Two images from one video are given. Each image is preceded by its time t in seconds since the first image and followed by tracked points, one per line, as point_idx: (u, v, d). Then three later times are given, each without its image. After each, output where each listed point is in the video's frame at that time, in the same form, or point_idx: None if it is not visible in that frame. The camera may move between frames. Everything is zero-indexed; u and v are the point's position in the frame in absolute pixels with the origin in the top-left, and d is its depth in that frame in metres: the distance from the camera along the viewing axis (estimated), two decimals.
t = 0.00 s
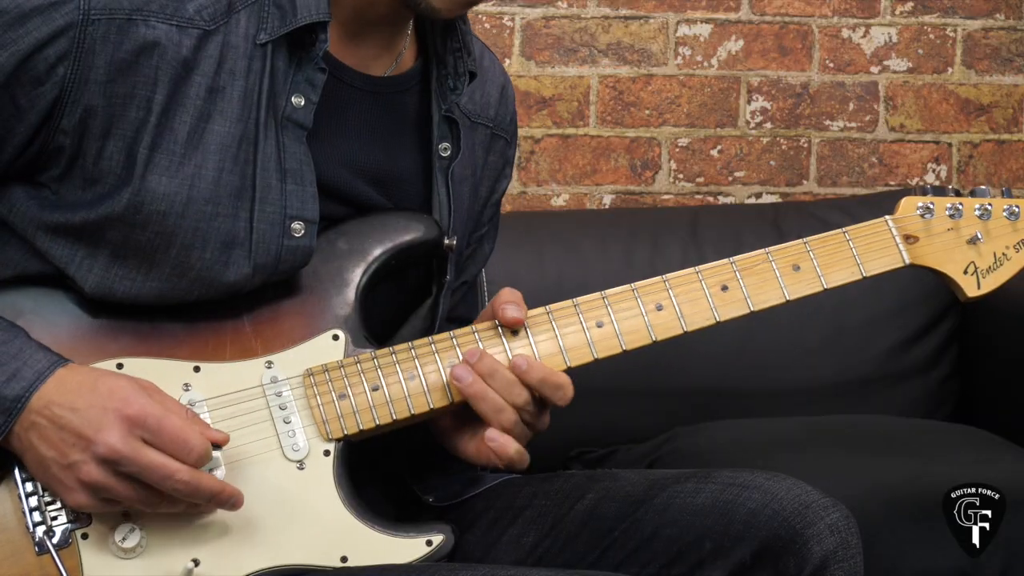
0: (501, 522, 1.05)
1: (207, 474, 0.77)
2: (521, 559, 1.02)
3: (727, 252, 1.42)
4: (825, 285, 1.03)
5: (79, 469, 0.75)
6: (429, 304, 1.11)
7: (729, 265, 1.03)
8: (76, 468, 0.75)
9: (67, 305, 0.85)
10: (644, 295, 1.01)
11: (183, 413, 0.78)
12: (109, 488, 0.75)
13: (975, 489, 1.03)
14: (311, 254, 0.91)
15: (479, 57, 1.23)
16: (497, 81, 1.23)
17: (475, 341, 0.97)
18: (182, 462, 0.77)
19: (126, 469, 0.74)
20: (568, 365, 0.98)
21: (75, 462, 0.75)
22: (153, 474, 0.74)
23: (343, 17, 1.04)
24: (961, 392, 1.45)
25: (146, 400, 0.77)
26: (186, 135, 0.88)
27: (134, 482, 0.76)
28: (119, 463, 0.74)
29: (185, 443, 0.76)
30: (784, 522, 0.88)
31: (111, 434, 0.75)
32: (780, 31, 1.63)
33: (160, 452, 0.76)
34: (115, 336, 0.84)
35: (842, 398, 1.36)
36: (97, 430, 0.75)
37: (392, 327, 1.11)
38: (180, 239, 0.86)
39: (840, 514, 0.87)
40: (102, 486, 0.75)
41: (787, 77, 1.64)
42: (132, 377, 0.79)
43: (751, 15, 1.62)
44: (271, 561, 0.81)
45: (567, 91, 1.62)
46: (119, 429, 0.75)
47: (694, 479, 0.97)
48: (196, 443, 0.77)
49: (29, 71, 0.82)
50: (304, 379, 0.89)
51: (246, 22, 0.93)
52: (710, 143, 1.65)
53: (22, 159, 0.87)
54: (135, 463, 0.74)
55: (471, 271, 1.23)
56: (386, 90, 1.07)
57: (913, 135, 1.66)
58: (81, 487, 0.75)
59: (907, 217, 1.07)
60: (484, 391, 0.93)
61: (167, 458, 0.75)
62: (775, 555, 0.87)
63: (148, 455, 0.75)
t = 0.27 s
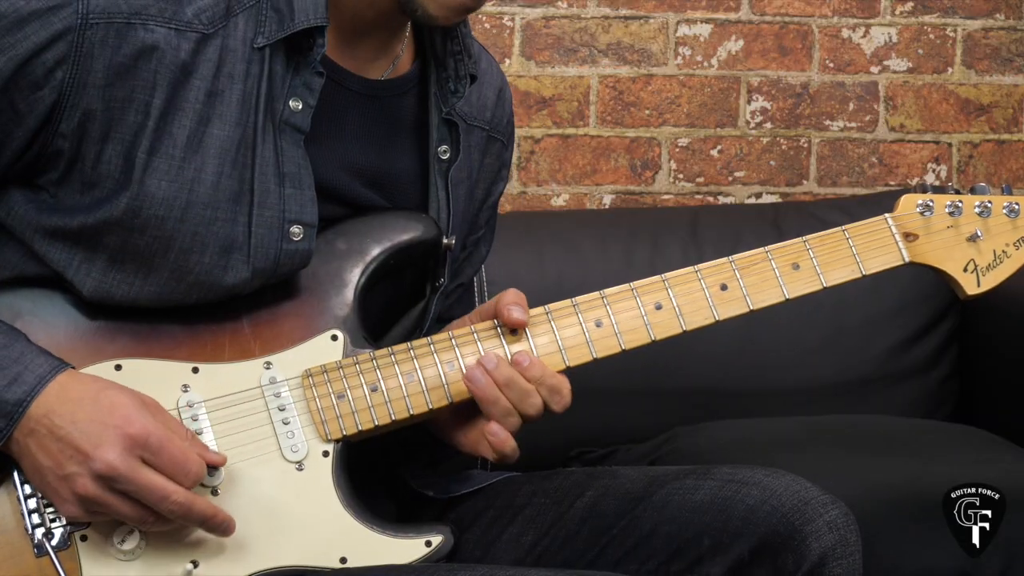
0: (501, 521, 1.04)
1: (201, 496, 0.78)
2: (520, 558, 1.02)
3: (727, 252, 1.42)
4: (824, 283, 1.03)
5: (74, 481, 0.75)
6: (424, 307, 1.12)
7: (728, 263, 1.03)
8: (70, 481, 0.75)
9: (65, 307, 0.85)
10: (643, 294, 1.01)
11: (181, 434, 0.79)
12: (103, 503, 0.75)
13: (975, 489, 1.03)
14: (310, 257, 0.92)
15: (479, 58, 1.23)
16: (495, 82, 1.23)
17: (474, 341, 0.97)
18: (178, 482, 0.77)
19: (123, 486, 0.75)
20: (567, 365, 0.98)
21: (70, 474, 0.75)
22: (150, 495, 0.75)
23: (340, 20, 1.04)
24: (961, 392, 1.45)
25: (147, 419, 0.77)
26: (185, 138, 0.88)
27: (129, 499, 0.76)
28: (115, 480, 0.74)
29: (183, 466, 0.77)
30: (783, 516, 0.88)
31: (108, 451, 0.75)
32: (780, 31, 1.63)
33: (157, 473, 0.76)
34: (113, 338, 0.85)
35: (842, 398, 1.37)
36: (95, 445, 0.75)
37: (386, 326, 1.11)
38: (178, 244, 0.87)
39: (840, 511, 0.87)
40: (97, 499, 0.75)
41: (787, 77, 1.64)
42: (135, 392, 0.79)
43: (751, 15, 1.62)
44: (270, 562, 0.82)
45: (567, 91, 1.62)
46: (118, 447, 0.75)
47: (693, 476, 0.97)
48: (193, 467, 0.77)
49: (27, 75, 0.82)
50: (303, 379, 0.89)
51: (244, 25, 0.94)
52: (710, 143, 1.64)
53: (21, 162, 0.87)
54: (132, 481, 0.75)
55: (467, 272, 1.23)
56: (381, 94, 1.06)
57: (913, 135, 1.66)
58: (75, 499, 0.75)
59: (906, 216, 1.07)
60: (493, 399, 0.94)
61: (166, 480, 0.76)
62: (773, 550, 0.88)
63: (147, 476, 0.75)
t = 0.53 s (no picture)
0: (501, 523, 1.05)
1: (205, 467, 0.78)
2: (520, 559, 1.02)
3: (727, 252, 1.42)
4: (823, 282, 1.03)
5: (76, 473, 0.75)
6: (427, 310, 1.11)
7: (726, 263, 1.03)
8: (71, 474, 0.75)
9: (64, 308, 0.85)
10: (641, 294, 1.01)
11: (174, 406, 0.79)
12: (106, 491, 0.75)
13: (975, 489, 1.03)
14: (308, 257, 0.92)
15: (474, 60, 1.23)
16: (492, 84, 1.23)
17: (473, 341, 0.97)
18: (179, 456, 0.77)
19: (124, 470, 0.75)
20: (566, 364, 0.98)
21: (70, 467, 0.75)
22: (152, 471, 0.75)
23: (337, 18, 1.04)
24: (961, 392, 1.45)
25: (136, 399, 0.77)
26: (181, 140, 0.88)
27: (132, 483, 0.76)
28: (116, 466, 0.74)
29: (181, 439, 0.77)
30: (784, 522, 0.88)
31: (105, 436, 0.75)
32: (780, 31, 1.63)
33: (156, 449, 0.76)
34: (111, 339, 0.85)
35: (842, 398, 1.37)
36: (91, 433, 0.75)
37: (387, 327, 1.11)
38: (175, 245, 0.87)
39: (840, 514, 0.88)
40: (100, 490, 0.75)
41: (787, 77, 1.64)
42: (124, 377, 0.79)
43: (751, 14, 1.62)
44: (269, 562, 0.82)
45: (567, 91, 1.62)
46: (112, 430, 0.75)
47: (694, 480, 0.97)
48: (192, 439, 0.78)
49: (21, 77, 0.82)
50: (302, 379, 0.89)
51: (240, 26, 0.94)
52: (710, 143, 1.64)
53: (17, 163, 0.87)
54: (132, 464, 0.75)
55: (467, 274, 1.22)
56: (377, 95, 1.06)
57: (913, 135, 1.66)
58: (78, 492, 0.75)
59: (904, 215, 1.07)
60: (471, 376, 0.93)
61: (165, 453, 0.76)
62: (774, 556, 0.88)
63: (145, 453, 0.75)
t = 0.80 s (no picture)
0: (500, 521, 1.04)
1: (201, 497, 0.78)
2: (519, 558, 1.01)
3: (727, 253, 1.42)
4: (822, 283, 1.03)
5: (73, 481, 0.75)
6: (420, 309, 1.11)
7: (727, 263, 1.03)
8: (69, 480, 0.75)
9: (64, 308, 0.85)
10: (641, 294, 1.01)
11: (180, 434, 0.79)
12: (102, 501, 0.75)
13: (975, 489, 1.03)
14: (308, 257, 0.92)
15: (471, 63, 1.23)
16: (489, 86, 1.23)
17: (472, 341, 0.97)
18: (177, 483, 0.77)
19: (121, 484, 0.74)
20: (566, 365, 0.98)
21: (68, 474, 0.75)
22: (148, 491, 0.75)
23: (340, 17, 1.04)
24: (961, 392, 1.45)
25: (144, 417, 0.77)
26: (182, 140, 0.88)
27: (129, 497, 0.76)
28: (114, 479, 0.74)
29: (181, 466, 0.77)
30: (782, 515, 0.88)
31: (106, 449, 0.74)
32: (780, 31, 1.63)
33: (156, 471, 0.76)
34: (112, 339, 0.85)
35: (842, 398, 1.37)
36: (94, 444, 0.75)
37: (385, 327, 1.11)
38: (177, 244, 0.87)
39: (839, 511, 0.87)
40: (96, 498, 0.75)
41: (787, 77, 1.64)
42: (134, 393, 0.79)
43: (751, 14, 1.62)
44: (269, 562, 0.82)
45: (567, 91, 1.62)
46: (116, 445, 0.75)
47: (693, 475, 0.97)
48: (192, 467, 0.77)
49: (25, 77, 0.82)
50: (301, 380, 0.89)
51: (242, 25, 0.94)
52: (710, 143, 1.64)
53: (20, 162, 0.86)
54: (131, 479, 0.74)
55: (462, 276, 1.22)
56: (378, 95, 1.06)
57: (913, 135, 1.66)
58: (74, 498, 0.75)
59: (904, 216, 1.07)
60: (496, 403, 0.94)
61: (163, 477, 0.76)
62: (772, 549, 0.88)
63: (145, 473, 0.75)
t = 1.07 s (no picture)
0: (501, 522, 1.05)
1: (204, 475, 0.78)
2: (520, 559, 1.02)
3: (727, 252, 1.42)
4: (824, 284, 1.03)
5: (75, 476, 0.75)
6: (425, 311, 1.11)
7: (728, 263, 1.03)
8: (71, 475, 0.75)
9: (65, 307, 0.85)
10: (642, 295, 1.01)
11: (176, 415, 0.79)
12: (105, 494, 0.75)
13: (975, 489, 1.03)
14: (309, 257, 0.92)
15: (474, 64, 1.23)
16: (492, 88, 1.23)
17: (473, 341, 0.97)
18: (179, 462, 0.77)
19: (124, 475, 0.74)
20: (567, 365, 0.98)
21: (71, 470, 0.75)
22: (152, 476, 0.75)
23: (341, 19, 1.04)
24: (961, 392, 1.45)
25: (140, 404, 0.76)
26: (182, 140, 0.88)
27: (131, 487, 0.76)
28: (116, 469, 0.74)
29: (182, 444, 0.77)
30: (784, 521, 0.88)
31: (106, 440, 0.74)
32: (780, 31, 1.63)
33: (157, 455, 0.76)
34: (112, 338, 0.85)
35: (842, 398, 1.37)
36: (93, 436, 0.75)
37: (388, 329, 1.12)
38: (177, 244, 0.86)
39: (840, 514, 0.87)
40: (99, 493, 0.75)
41: (787, 77, 1.64)
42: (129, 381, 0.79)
43: (751, 14, 1.62)
44: (270, 562, 0.82)
45: (567, 91, 1.62)
46: (115, 435, 0.75)
47: (693, 480, 0.97)
48: (192, 445, 0.77)
49: (25, 76, 0.82)
50: (302, 380, 0.89)
51: (243, 25, 0.94)
52: (710, 143, 1.64)
53: (20, 162, 0.86)
54: (133, 467, 0.74)
55: (468, 277, 1.22)
56: (381, 95, 1.07)
57: (913, 135, 1.66)
58: (76, 493, 0.75)
59: (905, 216, 1.07)
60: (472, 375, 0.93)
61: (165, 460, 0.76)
62: (774, 555, 0.87)
63: (147, 459, 0.75)
